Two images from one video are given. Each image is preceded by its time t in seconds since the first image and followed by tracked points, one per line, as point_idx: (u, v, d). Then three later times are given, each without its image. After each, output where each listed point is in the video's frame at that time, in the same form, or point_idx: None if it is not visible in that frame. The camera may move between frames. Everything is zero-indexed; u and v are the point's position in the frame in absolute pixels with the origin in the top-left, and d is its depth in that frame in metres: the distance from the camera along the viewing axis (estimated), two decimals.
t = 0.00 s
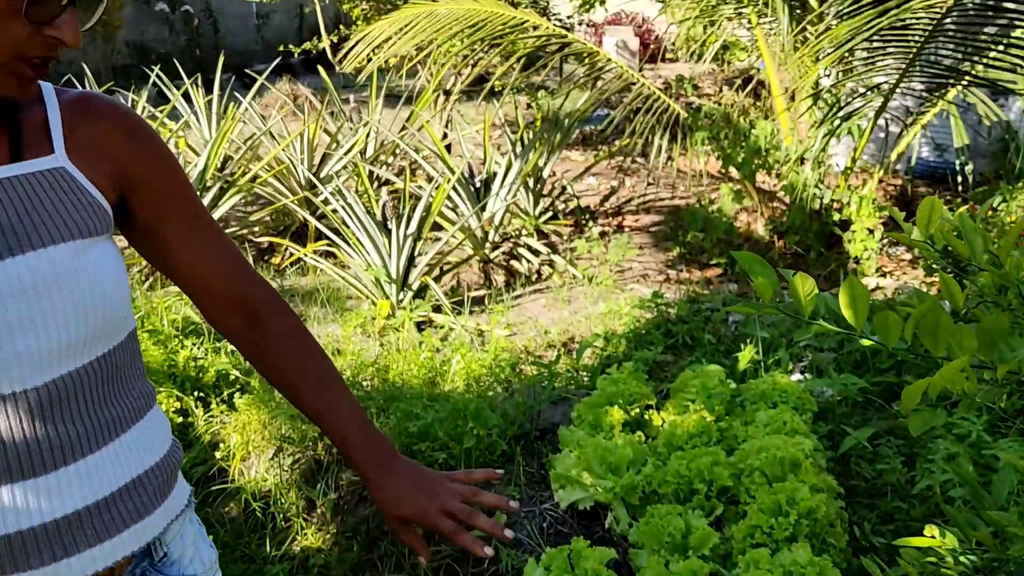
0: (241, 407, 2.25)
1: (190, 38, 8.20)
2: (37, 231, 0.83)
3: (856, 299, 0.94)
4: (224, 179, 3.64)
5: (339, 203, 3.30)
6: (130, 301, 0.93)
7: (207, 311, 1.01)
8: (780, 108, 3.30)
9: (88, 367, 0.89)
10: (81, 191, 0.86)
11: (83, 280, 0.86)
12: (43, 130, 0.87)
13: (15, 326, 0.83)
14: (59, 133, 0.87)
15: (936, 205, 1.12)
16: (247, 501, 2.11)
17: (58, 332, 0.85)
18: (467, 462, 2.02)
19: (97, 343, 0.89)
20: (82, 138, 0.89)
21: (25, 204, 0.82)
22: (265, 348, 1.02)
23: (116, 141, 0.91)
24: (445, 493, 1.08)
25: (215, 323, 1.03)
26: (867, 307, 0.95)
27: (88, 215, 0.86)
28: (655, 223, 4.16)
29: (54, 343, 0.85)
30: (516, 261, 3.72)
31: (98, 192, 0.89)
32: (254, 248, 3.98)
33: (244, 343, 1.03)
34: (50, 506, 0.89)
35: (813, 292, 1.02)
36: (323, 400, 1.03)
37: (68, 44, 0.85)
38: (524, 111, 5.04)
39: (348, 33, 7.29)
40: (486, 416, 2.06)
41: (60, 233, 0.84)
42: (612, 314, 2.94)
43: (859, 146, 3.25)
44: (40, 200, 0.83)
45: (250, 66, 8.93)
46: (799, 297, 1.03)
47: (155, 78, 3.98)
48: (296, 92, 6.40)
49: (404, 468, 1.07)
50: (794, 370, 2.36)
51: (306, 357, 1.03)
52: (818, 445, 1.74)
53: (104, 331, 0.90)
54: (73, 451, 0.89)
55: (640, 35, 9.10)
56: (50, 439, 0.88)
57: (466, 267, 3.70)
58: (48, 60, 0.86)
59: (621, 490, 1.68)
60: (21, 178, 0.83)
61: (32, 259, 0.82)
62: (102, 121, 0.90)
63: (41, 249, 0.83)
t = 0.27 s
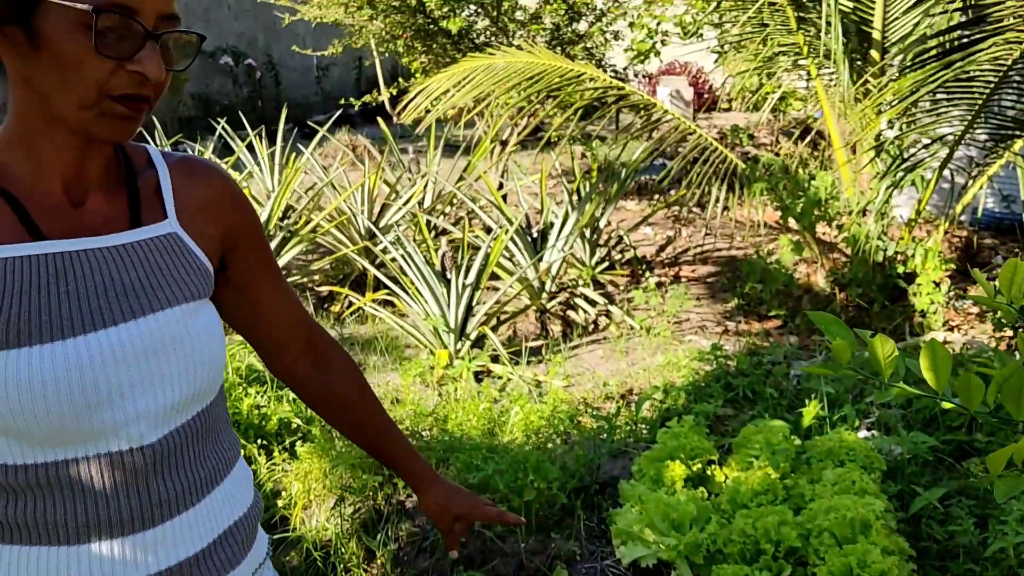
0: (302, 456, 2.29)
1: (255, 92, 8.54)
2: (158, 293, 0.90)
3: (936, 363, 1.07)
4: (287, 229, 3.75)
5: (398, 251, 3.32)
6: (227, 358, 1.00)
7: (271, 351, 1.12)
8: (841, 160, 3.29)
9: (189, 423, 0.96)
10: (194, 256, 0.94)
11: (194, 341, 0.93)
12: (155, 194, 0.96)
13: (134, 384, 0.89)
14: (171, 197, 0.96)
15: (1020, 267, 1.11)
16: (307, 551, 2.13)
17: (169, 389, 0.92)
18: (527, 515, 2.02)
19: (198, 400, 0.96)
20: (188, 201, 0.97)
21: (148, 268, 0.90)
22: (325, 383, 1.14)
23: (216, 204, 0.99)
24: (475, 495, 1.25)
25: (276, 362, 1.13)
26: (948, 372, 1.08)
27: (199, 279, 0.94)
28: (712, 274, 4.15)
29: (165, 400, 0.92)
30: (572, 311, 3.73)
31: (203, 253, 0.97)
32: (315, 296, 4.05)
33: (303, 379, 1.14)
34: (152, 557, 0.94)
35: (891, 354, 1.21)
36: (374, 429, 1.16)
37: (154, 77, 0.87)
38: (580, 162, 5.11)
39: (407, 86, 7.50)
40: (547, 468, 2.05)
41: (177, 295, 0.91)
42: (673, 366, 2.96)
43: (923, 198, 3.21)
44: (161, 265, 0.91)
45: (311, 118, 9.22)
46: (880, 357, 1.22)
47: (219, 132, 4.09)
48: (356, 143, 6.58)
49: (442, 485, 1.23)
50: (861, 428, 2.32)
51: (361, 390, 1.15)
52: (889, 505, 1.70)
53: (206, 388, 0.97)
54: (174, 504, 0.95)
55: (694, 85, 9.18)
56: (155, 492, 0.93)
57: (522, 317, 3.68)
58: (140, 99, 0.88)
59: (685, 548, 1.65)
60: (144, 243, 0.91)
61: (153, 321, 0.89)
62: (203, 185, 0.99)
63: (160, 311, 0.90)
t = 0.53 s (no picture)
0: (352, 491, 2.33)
1: (305, 129, 8.74)
2: (248, 337, 0.95)
3: (1004, 410, 1.07)
4: (338, 265, 3.81)
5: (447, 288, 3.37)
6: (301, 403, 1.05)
7: (314, 399, 1.17)
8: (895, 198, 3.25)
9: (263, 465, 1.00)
10: (279, 302, 1.00)
11: (277, 384, 0.98)
12: (245, 241, 1.01)
13: (224, 424, 0.93)
14: (260, 244, 1.01)
15: None
16: None
17: (251, 430, 0.96)
18: (577, 556, 2.02)
19: (274, 442, 1.01)
20: (276, 248, 1.03)
21: (241, 312, 0.95)
22: (350, 440, 1.19)
23: (301, 254, 1.06)
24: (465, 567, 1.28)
25: (314, 408, 1.18)
26: (1016, 420, 1.07)
27: (283, 325, 0.99)
28: (760, 312, 4.12)
29: (246, 441, 0.96)
30: (620, 348, 3.72)
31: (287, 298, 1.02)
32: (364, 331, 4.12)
33: (335, 431, 1.19)
34: None
35: (959, 401, 1.26)
36: (385, 494, 1.22)
37: (158, 91, 0.87)
38: (628, 201, 5.14)
39: (454, 125, 7.63)
40: (598, 508, 2.05)
41: (265, 339, 0.96)
42: (723, 407, 2.92)
43: (979, 237, 3.15)
44: (253, 310, 0.96)
45: (359, 155, 9.41)
46: (949, 404, 1.27)
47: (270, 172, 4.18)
48: (404, 181, 6.69)
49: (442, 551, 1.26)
50: (918, 471, 2.28)
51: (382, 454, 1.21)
52: (950, 553, 1.66)
53: (281, 430, 1.01)
54: (245, 544, 0.99)
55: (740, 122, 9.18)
56: (230, 532, 0.98)
57: (570, 354, 3.68)
58: (168, 122, 0.89)
59: None
60: (238, 288, 0.96)
61: (243, 363, 0.94)
62: (288, 233, 1.05)
63: (250, 354, 0.95)
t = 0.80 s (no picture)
0: (389, 519, 2.34)
1: (344, 158, 8.92)
2: (295, 366, 0.98)
3: None
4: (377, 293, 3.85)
5: (485, 316, 3.40)
6: (347, 435, 1.07)
7: (384, 440, 1.21)
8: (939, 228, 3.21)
9: (306, 495, 1.03)
10: (328, 332, 1.02)
11: (322, 414, 1.01)
12: (298, 271, 1.05)
13: (266, 453, 0.96)
14: (313, 275, 1.05)
15: None
16: None
17: (295, 459, 0.99)
18: None
19: (319, 472, 1.03)
20: (330, 278, 1.06)
21: (288, 342, 0.98)
22: (424, 484, 1.22)
23: (357, 285, 1.09)
24: None
25: (384, 449, 1.23)
26: None
27: (331, 355, 1.02)
28: (800, 342, 4.10)
29: (288, 471, 0.99)
30: (658, 378, 3.71)
31: (338, 328, 1.05)
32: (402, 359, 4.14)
33: (405, 473, 1.23)
34: None
35: (1007, 435, 1.24)
36: (461, 540, 1.22)
37: (198, 132, 0.91)
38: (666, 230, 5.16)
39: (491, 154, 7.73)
40: (637, 540, 2.04)
41: (311, 370, 0.99)
42: (764, 438, 2.90)
43: None
44: (301, 340, 0.99)
45: (398, 183, 9.54)
46: (996, 439, 1.25)
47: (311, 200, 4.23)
48: (442, 209, 6.77)
49: None
50: (964, 506, 2.23)
51: (457, 499, 1.22)
52: None
53: (327, 461, 1.04)
54: (285, 574, 1.01)
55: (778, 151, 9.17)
56: (268, 563, 1.00)
57: (608, 383, 3.66)
58: (212, 160, 0.93)
59: None
60: (287, 317, 0.99)
61: (289, 392, 0.97)
62: (345, 264, 1.08)
63: (297, 383, 0.98)
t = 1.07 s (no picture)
0: (421, 540, 2.36)
1: (377, 180, 9.05)
2: (315, 389, 1.01)
3: None
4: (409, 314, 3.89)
5: (517, 338, 3.42)
6: (380, 460, 1.09)
7: (438, 465, 1.23)
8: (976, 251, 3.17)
9: (333, 517, 1.05)
10: (357, 352, 1.04)
11: (347, 436, 1.03)
12: (331, 289, 1.07)
13: (287, 473, 1.00)
14: (347, 292, 1.07)
15: None
16: None
17: (316, 481, 1.01)
18: None
19: (346, 496, 1.05)
20: (366, 296, 1.08)
21: (311, 363, 1.01)
22: (477, 507, 1.23)
23: (398, 302, 1.10)
24: None
25: (435, 477, 1.24)
26: None
27: (358, 377, 1.04)
28: (836, 366, 4.07)
29: (308, 493, 1.01)
30: (691, 401, 3.69)
31: (371, 347, 1.07)
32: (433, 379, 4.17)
33: (458, 495, 1.24)
34: None
35: None
36: (514, 564, 1.22)
37: (227, 150, 0.95)
38: (699, 253, 5.16)
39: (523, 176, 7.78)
40: (670, 564, 2.04)
41: (334, 392, 1.02)
42: (799, 462, 2.88)
43: None
44: (324, 361, 1.02)
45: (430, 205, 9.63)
46: None
47: (344, 222, 4.28)
48: (474, 230, 6.82)
49: None
50: (1004, 533, 2.20)
51: (512, 520, 1.23)
52: None
53: (355, 485, 1.05)
54: None
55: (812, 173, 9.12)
56: None
57: (640, 406, 3.65)
58: (239, 178, 0.97)
59: None
60: (314, 337, 1.02)
61: (309, 413, 1.00)
62: (384, 281, 1.10)
63: (318, 404, 1.01)
